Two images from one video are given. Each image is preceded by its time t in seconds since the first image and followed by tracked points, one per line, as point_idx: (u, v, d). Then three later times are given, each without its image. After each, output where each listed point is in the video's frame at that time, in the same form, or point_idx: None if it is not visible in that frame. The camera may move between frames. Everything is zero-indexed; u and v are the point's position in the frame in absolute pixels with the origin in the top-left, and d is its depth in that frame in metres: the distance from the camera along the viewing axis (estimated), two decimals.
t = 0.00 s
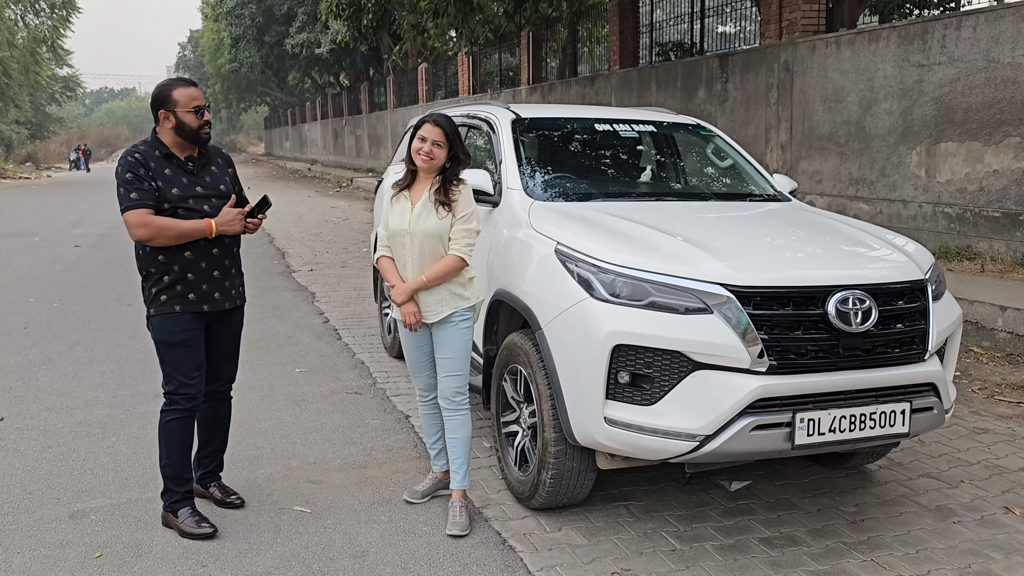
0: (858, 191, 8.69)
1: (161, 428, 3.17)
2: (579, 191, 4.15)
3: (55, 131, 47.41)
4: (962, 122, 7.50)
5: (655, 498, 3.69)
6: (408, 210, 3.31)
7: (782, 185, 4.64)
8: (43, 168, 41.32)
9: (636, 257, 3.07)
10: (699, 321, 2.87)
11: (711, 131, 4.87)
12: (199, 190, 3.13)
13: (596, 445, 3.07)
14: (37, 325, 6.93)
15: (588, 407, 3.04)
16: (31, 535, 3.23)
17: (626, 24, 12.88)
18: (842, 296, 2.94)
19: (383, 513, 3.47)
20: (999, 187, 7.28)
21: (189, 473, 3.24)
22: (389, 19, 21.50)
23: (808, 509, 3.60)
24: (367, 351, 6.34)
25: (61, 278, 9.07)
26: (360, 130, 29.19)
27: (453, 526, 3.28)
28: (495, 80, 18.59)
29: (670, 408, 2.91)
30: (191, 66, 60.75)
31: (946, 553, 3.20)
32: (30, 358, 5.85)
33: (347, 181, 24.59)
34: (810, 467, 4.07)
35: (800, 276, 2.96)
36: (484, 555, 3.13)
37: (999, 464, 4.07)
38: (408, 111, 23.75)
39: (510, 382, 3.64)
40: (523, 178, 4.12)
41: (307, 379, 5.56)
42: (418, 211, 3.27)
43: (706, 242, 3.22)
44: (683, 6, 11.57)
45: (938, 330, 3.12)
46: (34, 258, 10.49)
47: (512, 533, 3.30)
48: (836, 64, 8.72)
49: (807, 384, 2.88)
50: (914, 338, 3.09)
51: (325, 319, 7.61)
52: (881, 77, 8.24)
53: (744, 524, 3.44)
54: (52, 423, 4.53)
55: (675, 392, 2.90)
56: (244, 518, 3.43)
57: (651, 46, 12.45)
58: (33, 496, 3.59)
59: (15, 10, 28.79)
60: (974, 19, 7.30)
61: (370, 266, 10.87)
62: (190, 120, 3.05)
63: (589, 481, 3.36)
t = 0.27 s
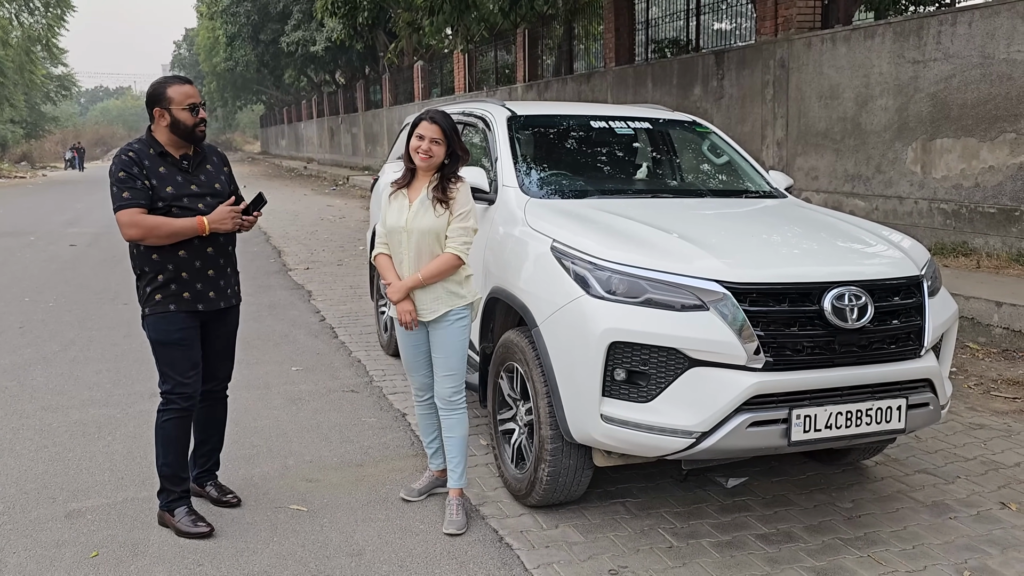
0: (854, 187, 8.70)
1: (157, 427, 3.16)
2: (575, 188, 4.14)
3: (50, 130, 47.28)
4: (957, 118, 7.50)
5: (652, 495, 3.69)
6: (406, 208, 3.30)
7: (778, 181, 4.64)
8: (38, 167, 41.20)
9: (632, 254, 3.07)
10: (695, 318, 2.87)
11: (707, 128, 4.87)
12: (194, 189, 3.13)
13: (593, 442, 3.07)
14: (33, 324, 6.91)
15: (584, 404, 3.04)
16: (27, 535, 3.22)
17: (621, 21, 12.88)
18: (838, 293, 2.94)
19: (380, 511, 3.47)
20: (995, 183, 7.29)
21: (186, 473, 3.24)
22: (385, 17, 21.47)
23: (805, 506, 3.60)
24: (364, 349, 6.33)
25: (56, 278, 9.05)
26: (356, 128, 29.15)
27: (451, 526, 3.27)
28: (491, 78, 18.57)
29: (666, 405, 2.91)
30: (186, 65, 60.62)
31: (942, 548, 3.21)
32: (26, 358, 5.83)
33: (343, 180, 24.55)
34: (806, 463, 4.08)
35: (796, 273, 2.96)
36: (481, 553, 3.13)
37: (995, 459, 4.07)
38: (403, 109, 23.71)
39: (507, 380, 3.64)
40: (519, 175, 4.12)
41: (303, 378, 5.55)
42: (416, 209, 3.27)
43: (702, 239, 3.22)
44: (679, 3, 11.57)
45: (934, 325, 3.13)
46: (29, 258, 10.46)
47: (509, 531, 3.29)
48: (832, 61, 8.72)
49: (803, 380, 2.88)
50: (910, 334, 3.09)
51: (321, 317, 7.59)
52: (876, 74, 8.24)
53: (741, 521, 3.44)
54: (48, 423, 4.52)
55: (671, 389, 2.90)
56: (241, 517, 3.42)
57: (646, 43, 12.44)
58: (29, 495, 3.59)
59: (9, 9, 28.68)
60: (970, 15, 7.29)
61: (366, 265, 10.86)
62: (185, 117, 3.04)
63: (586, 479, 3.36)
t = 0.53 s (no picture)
0: (850, 185, 8.71)
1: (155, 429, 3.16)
2: (571, 186, 4.15)
3: (45, 131, 47.15)
4: (953, 116, 7.52)
5: (649, 492, 3.69)
6: (404, 208, 3.30)
7: (774, 179, 4.65)
8: (35, 168, 41.09)
9: (628, 252, 3.07)
10: (692, 316, 2.87)
11: (702, 126, 4.88)
12: (188, 186, 3.13)
13: (590, 440, 3.07)
14: (29, 325, 6.89)
15: (581, 403, 3.05)
16: (24, 535, 3.22)
17: (618, 19, 12.88)
18: (833, 290, 2.95)
19: (377, 510, 3.47)
20: (990, 181, 7.30)
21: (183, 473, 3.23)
22: (381, 16, 21.44)
23: (802, 503, 3.61)
24: (361, 349, 6.33)
25: (52, 278, 9.03)
26: (352, 127, 29.12)
27: (448, 525, 3.27)
28: (487, 77, 18.56)
29: (663, 403, 2.91)
30: (182, 64, 60.51)
31: (938, 545, 3.22)
32: (22, 359, 5.82)
33: (340, 179, 24.53)
34: (803, 461, 4.09)
35: (792, 271, 2.97)
36: (479, 551, 3.13)
37: (991, 456, 4.09)
38: (400, 108, 23.69)
39: (504, 378, 3.64)
40: (515, 174, 4.12)
41: (301, 377, 5.55)
42: (414, 208, 3.26)
43: (698, 237, 3.23)
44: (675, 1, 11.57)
45: (929, 322, 3.13)
46: (25, 258, 10.44)
47: (506, 529, 3.30)
48: (827, 59, 8.74)
49: (800, 378, 2.88)
50: (906, 331, 3.10)
51: (318, 317, 7.59)
52: (872, 72, 8.25)
53: (738, 518, 3.45)
54: (44, 424, 4.51)
55: (668, 387, 2.91)
56: (239, 516, 3.42)
57: (643, 41, 12.44)
58: (26, 496, 3.58)
59: (5, 9, 28.59)
60: (965, 13, 7.31)
61: (363, 264, 10.85)
62: (173, 112, 3.03)
63: (583, 477, 3.36)
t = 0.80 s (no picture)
0: (848, 184, 8.72)
1: (140, 433, 3.15)
2: (570, 186, 4.15)
3: (44, 131, 47.15)
4: (951, 114, 7.52)
5: (649, 492, 3.70)
6: (402, 207, 3.30)
7: (772, 178, 4.65)
8: (34, 168, 41.11)
9: (626, 252, 3.07)
10: (690, 315, 2.88)
11: (701, 126, 4.88)
12: (177, 184, 3.13)
13: (589, 440, 3.08)
14: (28, 325, 6.90)
15: (580, 403, 3.05)
16: (24, 536, 3.22)
17: (616, 19, 12.88)
18: (832, 289, 2.95)
19: (377, 510, 3.47)
20: (989, 179, 7.31)
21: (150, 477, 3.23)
22: (379, 17, 21.44)
23: (801, 502, 3.61)
24: (360, 349, 6.33)
25: (51, 279, 9.03)
26: (351, 127, 29.12)
27: (447, 524, 3.27)
28: (486, 76, 18.57)
29: (662, 402, 2.91)
30: (181, 64, 60.51)
31: (937, 543, 3.22)
32: (21, 360, 5.83)
33: (339, 179, 24.53)
34: (802, 460, 4.09)
35: (791, 270, 2.97)
36: (478, 551, 3.13)
37: (991, 454, 4.09)
38: (399, 108, 23.69)
39: (503, 378, 3.64)
40: (514, 174, 4.12)
41: (300, 377, 5.56)
42: (412, 207, 3.26)
43: (697, 237, 3.23)
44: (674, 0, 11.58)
45: (928, 321, 3.14)
46: (25, 259, 10.45)
47: (505, 529, 3.30)
48: (826, 58, 8.74)
49: (799, 377, 2.88)
50: (904, 330, 3.10)
51: (317, 317, 7.60)
52: (870, 71, 8.26)
53: (737, 517, 3.45)
54: (44, 424, 4.52)
55: (667, 386, 2.91)
56: (238, 517, 3.42)
57: (641, 41, 12.45)
58: (26, 497, 3.59)
59: (3, 9, 28.61)
60: (963, 12, 7.32)
61: (362, 264, 10.85)
62: (142, 113, 3.04)
63: (582, 476, 3.36)
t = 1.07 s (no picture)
0: (849, 184, 8.72)
1: (113, 439, 3.16)
2: (570, 186, 4.16)
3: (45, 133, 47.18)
4: (951, 114, 7.53)
5: (649, 492, 3.70)
6: (400, 207, 3.32)
7: (772, 178, 4.66)
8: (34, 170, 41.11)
9: (627, 252, 3.08)
10: (690, 315, 2.88)
11: (701, 126, 4.88)
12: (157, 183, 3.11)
13: (589, 440, 3.08)
14: (29, 326, 6.91)
15: (580, 402, 3.05)
16: (26, 537, 3.22)
17: (616, 19, 12.89)
18: (832, 289, 2.95)
19: (378, 510, 3.48)
20: (989, 179, 7.31)
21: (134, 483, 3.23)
22: (379, 17, 21.45)
23: (801, 501, 3.62)
24: (361, 349, 6.34)
25: (52, 280, 9.04)
26: (352, 128, 29.13)
27: (449, 524, 3.28)
28: (486, 77, 18.58)
29: (662, 402, 2.92)
30: (181, 65, 60.54)
31: (937, 542, 3.22)
32: (22, 361, 5.83)
33: (339, 180, 24.54)
34: (802, 460, 4.09)
35: (791, 270, 2.97)
36: (479, 551, 3.13)
37: (991, 454, 4.09)
38: (399, 108, 23.71)
39: (504, 378, 3.65)
40: (514, 174, 4.13)
41: (300, 378, 5.56)
42: (410, 208, 3.28)
43: (697, 237, 3.23)
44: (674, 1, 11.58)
45: (928, 321, 3.14)
46: (26, 260, 10.46)
47: (506, 529, 3.30)
48: (826, 58, 8.75)
49: (799, 377, 2.89)
50: (904, 330, 3.11)
51: (317, 317, 7.60)
52: (870, 70, 8.26)
53: (738, 517, 3.45)
54: (45, 426, 4.52)
55: (667, 386, 2.91)
56: (239, 518, 3.42)
57: (641, 41, 12.45)
58: (27, 497, 3.59)
59: (3, 11, 28.64)
60: (963, 11, 7.32)
61: (362, 264, 10.86)
62: (108, 112, 3.02)
63: (583, 476, 3.37)
